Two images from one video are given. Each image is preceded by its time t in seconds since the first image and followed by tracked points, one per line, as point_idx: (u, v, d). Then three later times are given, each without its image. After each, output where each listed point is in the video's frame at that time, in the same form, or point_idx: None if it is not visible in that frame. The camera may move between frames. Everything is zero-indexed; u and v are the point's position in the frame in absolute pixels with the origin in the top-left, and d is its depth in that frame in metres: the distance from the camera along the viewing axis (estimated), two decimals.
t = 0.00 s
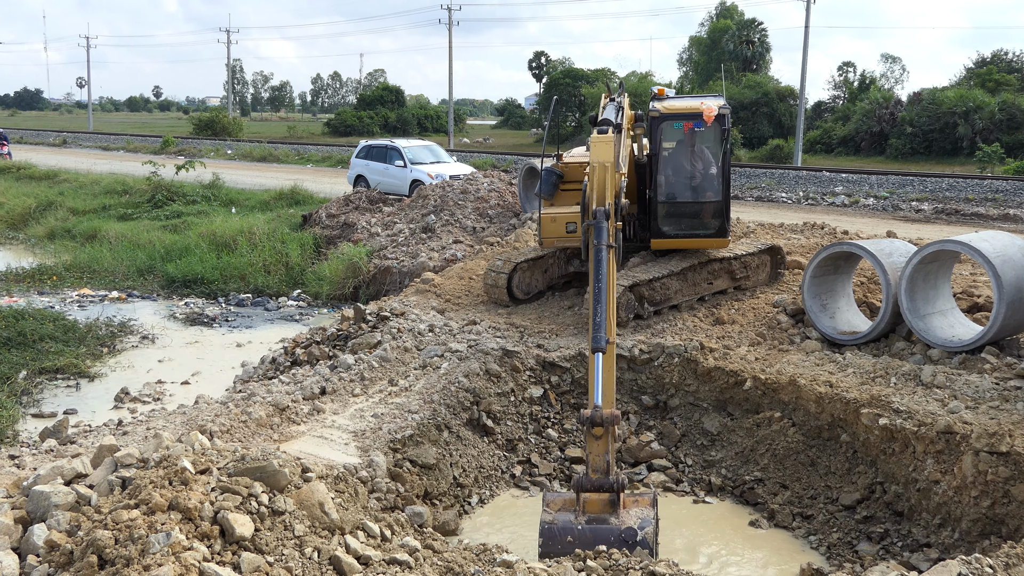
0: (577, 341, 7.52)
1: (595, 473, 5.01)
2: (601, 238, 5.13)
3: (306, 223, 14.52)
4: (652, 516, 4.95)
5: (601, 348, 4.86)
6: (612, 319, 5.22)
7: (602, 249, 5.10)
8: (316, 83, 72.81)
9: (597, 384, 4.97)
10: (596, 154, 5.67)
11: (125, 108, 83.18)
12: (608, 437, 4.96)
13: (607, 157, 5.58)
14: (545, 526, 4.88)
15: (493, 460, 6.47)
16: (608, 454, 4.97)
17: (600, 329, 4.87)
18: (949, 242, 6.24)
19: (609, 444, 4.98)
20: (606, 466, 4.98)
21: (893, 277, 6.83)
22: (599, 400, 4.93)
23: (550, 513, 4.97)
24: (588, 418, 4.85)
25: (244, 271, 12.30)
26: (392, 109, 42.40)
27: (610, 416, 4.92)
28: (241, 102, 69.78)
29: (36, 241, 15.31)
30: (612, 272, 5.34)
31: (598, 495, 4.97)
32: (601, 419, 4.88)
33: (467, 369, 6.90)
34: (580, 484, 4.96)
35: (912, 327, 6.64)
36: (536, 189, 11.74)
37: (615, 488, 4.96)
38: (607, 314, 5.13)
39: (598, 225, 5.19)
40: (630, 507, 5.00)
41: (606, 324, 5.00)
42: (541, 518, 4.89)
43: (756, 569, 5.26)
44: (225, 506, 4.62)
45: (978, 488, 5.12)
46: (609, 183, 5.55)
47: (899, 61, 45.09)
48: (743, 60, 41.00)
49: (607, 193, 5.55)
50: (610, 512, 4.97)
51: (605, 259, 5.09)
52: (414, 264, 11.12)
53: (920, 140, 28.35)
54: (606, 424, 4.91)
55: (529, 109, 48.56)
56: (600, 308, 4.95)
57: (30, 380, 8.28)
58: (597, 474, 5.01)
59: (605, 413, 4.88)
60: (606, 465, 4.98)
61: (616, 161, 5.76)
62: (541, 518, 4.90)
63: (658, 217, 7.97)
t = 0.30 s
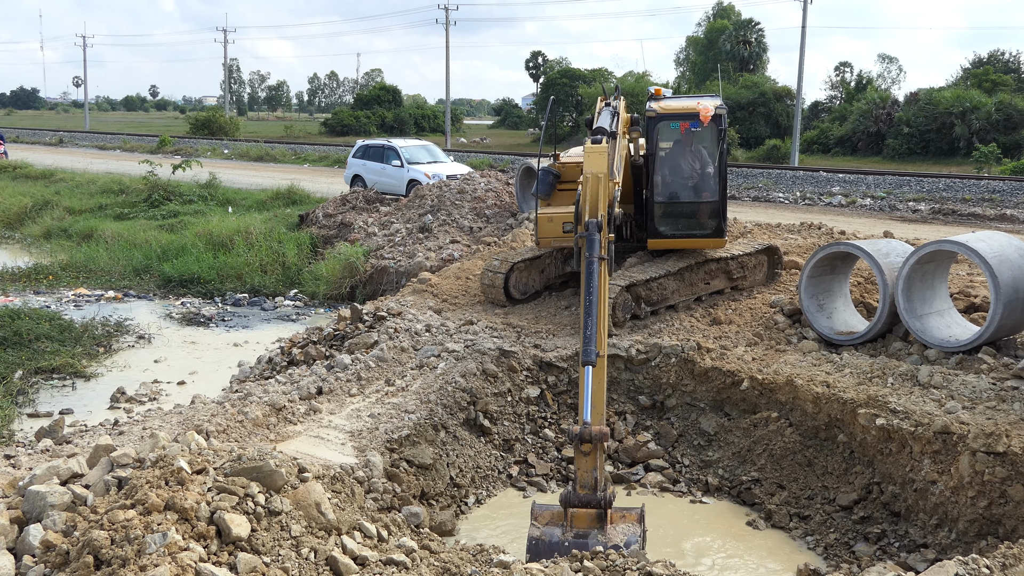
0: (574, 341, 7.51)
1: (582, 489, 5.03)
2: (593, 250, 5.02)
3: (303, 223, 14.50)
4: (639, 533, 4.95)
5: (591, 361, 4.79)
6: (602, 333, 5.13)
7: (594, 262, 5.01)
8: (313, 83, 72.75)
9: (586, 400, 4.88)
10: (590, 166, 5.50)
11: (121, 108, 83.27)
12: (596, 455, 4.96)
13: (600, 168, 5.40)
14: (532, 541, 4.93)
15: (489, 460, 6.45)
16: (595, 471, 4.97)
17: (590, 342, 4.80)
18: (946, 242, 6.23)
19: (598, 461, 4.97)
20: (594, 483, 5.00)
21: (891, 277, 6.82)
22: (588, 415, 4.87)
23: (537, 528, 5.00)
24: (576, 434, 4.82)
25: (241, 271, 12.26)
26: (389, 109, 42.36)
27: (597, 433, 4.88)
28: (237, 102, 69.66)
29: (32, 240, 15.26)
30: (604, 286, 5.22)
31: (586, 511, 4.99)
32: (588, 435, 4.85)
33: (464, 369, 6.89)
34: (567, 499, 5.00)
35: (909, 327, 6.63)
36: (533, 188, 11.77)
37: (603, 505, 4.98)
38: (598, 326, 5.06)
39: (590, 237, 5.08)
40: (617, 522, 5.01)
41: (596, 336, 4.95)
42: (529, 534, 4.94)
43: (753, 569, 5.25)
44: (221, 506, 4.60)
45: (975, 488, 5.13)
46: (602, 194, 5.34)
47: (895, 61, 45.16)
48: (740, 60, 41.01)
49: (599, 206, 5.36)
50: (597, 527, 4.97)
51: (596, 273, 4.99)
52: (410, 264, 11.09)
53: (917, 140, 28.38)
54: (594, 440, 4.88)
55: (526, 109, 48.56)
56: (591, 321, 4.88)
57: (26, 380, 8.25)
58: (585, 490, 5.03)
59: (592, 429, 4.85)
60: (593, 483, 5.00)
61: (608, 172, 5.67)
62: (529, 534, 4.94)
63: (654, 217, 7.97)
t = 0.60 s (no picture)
0: (571, 343, 7.51)
1: (581, 500, 4.98)
2: (591, 258, 4.96)
3: (301, 224, 14.48)
4: (635, 539, 4.93)
5: (590, 369, 4.75)
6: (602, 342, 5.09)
7: (592, 269, 4.96)
8: (311, 84, 72.75)
9: (585, 412, 4.83)
10: (589, 171, 5.40)
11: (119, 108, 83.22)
12: (595, 466, 4.90)
13: (598, 173, 5.31)
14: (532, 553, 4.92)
15: (487, 461, 6.44)
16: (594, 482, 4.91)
17: (589, 350, 4.76)
18: (943, 244, 6.24)
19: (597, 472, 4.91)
20: (593, 494, 4.94)
21: (888, 279, 6.83)
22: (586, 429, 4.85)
23: (537, 539, 4.97)
24: (575, 447, 4.79)
25: (239, 271, 12.25)
26: (387, 110, 42.37)
27: (597, 444, 4.87)
28: (235, 103, 69.63)
29: (30, 240, 15.24)
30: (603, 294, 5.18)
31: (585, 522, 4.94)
32: (586, 447, 4.84)
33: (461, 370, 6.88)
34: (565, 510, 4.95)
35: (906, 330, 6.64)
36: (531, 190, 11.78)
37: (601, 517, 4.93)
38: (596, 334, 5.01)
39: (587, 244, 5.02)
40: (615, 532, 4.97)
41: (595, 344, 4.89)
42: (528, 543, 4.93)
43: (750, 571, 5.25)
44: (218, 507, 4.59)
45: (971, 490, 5.13)
46: (601, 200, 5.25)
47: (893, 64, 45.24)
48: (738, 62, 41.03)
49: (598, 214, 5.28)
50: (595, 536, 4.94)
51: (593, 280, 4.94)
52: (408, 265, 11.09)
53: (914, 142, 28.42)
54: (593, 452, 4.86)
55: (525, 111, 48.59)
56: (588, 328, 4.82)
57: (23, 380, 8.24)
58: (584, 500, 4.97)
59: (591, 441, 4.85)
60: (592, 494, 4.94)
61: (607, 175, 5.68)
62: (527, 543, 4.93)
63: (652, 218, 7.97)
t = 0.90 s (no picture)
0: (570, 344, 7.51)
1: (585, 512, 4.95)
2: (593, 267, 4.94)
3: (300, 223, 14.46)
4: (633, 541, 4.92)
5: (592, 380, 4.83)
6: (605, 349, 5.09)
7: (593, 278, 4.95)
8: (310, 84, 72.73)
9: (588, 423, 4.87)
10: (588, 174, 5.30)
11: (118, 108, 83.27)
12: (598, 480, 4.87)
13: (599, 178, 5.23)
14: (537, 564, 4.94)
15: (485, 462, 6.44)
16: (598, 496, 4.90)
17: (591, 361, 4.84)
18: (942, 246, 6.24)
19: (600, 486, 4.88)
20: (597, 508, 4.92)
21: (887, 281, 6.84)
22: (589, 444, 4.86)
23: (542, 550, 4.99)
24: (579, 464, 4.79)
25: (237, 270, 12.24)
26: (386, 110, 42.37)
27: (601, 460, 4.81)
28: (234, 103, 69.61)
29: (28, 239, 15.21)
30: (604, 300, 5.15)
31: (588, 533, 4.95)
32: (590, 463, 4.79)
33: (460, 371, 6.87)
34: (570, 523, 4.94)
35: (905, 332, 6.64)
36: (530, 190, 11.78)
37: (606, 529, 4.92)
38: (600, 343, 5.05)
39: (590, 252, 4.97)
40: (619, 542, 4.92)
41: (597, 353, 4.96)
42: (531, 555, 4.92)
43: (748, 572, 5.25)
44: (217, 506, 4.59)
45: (970, 493, 5.13)
46: (602, 203, 5.21)
47: (892, 66, 45.28)
48: (737, 64, 41.01)
49: (599, 220, 5.22)
50: (600, 544, 4.96)
51: (596, 289, 4.95)
52: (407, 265, 11.08)
53: (913, 145, 28.44)
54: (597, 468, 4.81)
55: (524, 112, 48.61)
56: (591, 338, 4.90)
57: (21, 378, 8.23)
58: (588, 513, 4.96)
59: (595, 457, 4.79)
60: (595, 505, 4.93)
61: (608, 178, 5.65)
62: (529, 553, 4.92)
63: (651, 220, 7.97)
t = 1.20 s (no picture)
0: (569, 346, 7.52)
1: (587, 521, 4.95)
2: (595, 273, 4.92)
3: (300, 225, 14.47)
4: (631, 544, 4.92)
5: (594, 387, 4.83)
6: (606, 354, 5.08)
7: (595, 284, 4.94)
8: (311, 86, 72.80)
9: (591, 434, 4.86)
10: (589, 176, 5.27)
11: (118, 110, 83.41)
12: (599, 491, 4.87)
13: (599, 179, 5.20)
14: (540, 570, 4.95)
15: (484, 464, 6.45)
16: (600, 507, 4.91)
17: (593, 368, 4.83)
18: (942, 249, 6.24)
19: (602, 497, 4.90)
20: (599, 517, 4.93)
21: (886, 284, 6.84)
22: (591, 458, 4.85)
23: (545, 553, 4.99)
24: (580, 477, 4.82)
25: (237, 272, 12.26)
26: (386, 112, 42.41)
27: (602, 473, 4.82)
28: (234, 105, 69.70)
29: (28, 240, 15.22)
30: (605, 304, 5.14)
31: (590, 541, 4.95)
32: (591, 476, 4.82)
33: (459, 372, 6.87)
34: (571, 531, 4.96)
35: (904, 335, 6.64)
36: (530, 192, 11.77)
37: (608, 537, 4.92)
38: (602, 350, 5.04)
39: (591, 257, 4.94)
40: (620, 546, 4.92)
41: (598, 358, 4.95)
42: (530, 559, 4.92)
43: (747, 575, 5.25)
44: (217, 507, 4.59)
45: (969, 496, 5.13)
46: (602, 207, 5.19)
47: (892, 69, 45.34)
48: (737, 66, 41.03)
49: (600, 223, 5.20)
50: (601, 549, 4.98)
51: (598, 295, 4.94)
52: (407, 268, 11.09)
53: (913, 148, 28.48)
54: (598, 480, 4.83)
55: (524, 114, 48.66)
56: (593, 345, 4.89)
57: (21, 379, 8.23)
58: (590, 522, 4.95)
59: (596, 471, 4.81)
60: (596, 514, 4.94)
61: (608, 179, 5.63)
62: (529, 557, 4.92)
63: (651, 222, 7.98)
